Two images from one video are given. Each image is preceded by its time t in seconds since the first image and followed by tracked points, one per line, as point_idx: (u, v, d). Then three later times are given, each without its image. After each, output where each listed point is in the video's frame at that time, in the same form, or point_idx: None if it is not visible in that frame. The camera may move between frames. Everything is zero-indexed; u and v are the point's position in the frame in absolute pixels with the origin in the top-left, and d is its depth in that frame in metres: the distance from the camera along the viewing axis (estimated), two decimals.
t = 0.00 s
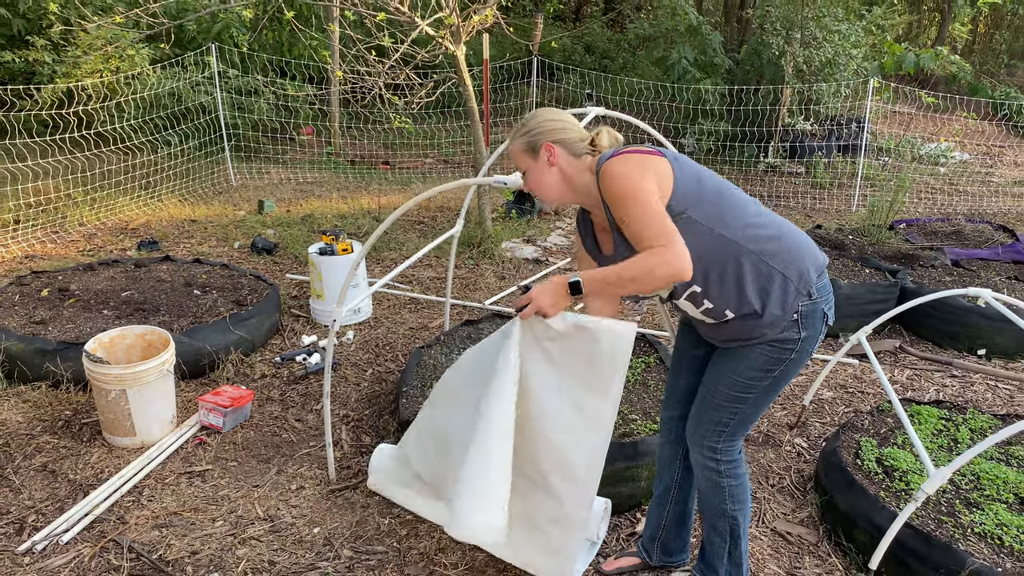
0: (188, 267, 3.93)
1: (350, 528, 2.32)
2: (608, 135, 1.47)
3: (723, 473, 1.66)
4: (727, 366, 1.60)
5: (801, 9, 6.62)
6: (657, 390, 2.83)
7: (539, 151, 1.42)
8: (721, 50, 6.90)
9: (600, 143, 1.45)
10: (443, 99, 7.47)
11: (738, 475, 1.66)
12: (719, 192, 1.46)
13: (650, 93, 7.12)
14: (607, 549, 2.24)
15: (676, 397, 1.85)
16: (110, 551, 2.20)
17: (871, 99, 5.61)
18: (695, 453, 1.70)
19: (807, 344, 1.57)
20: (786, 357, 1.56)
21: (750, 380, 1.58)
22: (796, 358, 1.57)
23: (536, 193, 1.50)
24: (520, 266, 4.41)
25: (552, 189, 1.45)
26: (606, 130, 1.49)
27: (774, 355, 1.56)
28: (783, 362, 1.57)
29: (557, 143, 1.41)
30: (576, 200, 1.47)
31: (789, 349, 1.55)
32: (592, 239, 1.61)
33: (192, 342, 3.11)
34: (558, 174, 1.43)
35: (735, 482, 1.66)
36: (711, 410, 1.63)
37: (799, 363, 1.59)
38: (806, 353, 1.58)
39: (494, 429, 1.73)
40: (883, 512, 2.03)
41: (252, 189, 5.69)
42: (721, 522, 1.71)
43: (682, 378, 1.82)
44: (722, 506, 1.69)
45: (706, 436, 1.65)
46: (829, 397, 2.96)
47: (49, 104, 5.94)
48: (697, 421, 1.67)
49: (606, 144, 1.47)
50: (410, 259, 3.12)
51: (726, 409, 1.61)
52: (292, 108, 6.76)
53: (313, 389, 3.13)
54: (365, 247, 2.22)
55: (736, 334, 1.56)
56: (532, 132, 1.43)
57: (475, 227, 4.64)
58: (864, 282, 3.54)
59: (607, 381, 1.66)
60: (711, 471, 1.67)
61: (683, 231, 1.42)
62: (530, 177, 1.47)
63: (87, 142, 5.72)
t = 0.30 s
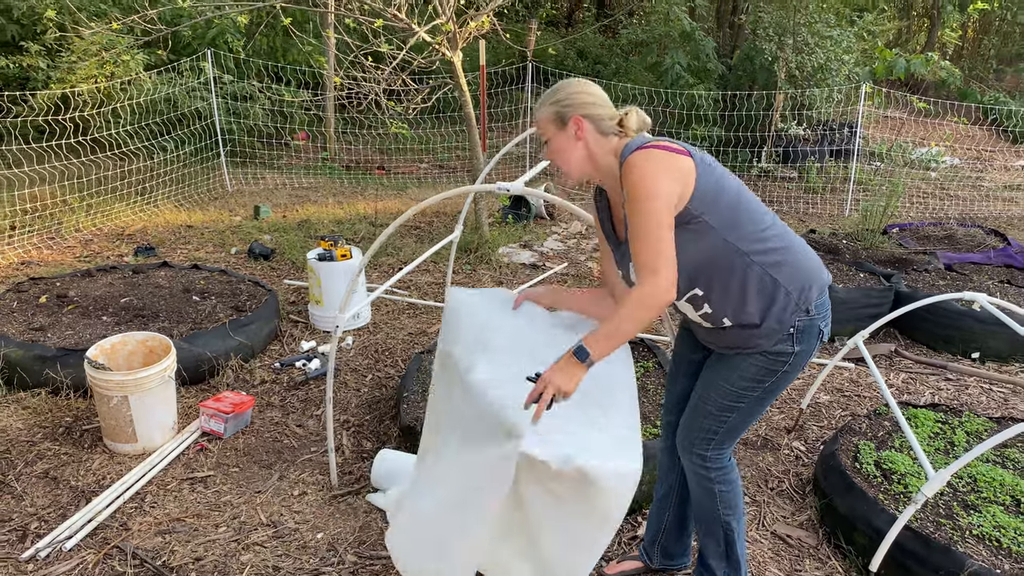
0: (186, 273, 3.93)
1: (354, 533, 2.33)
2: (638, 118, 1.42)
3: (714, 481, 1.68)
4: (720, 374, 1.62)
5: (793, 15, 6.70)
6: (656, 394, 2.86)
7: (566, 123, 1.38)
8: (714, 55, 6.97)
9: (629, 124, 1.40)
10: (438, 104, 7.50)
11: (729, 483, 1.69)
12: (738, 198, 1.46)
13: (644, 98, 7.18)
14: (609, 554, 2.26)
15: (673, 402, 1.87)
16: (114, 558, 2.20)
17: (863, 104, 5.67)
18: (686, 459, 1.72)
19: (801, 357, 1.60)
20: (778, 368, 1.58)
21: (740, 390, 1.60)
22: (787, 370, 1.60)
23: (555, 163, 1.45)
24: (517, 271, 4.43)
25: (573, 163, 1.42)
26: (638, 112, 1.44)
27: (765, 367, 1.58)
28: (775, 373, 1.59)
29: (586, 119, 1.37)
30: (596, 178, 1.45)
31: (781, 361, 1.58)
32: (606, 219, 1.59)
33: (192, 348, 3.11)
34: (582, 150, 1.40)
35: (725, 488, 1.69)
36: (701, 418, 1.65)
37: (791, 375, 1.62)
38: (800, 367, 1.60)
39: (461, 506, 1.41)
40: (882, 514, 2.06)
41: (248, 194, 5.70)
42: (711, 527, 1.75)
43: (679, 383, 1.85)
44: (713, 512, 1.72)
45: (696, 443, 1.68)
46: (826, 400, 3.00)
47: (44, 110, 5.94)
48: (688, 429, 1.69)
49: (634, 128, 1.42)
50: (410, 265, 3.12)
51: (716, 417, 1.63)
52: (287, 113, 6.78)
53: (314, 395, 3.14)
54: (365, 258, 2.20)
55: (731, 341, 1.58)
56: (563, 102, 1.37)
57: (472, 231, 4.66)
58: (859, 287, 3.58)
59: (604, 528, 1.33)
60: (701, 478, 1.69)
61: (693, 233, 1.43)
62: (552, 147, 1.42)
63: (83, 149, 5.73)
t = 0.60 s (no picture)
0: (179, 280, 3.93)
1: (352, 540, 2.33)
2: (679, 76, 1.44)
3: (707, 489, 1.70)
4: (706, 381, 1.64)
5: (781, 22, 6.77)
6: (650, 398, 2.88)
7: (633, 61, 1.34)
8: (703, 62, 7.03)
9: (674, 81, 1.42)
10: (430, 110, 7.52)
11: (722, 489, 1.71)
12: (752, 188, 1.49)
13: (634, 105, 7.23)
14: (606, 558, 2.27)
15: (665, 411, 1.89)
16: (111, 566, 2.19)
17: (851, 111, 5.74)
18: (678, 469, 1.74)
19: (787, 359, 1.62)
20: (762, 372, 1.60)
21: (727, 396, 1.62)
22: (773, 374, 1.62)
23: (603, 107, 1.39)
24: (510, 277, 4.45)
25: (626, 105, 1.37)
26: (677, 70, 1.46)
27: (750, 372, 1.60)
28: (760, 377, 1.61)
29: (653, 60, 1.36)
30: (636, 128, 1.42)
31: (766, 364, 1.60)
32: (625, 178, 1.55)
33: (186, 356, 3.10)
34: (638, 94, 1.37)
35: (718, 496, 1.71)
36: (690, 428, 1.67)
37: (777, 378, 1.64)
38: (786, 368, 1.62)
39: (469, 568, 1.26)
40: (877, 517, 2.09)
41: (239, 201, 5.69)
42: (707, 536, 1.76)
43: (669, 391, 1.86)
44: (707, 521, 1.74)
45: (687, 452, 1.70)
46: (819, 404, 3.03)
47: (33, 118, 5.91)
48: (678, 438, 1.71)
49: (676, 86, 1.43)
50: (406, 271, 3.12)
51: (704, 426, 1.65)
52: (278, 120, 6.78)
53: (309, 402, 3.14)
54: (361, 268, 2.19)
55: (719, 345, 1.60)
56: (630, 38, 1.33)
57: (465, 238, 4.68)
58: (850, 291, 3.62)
59: None
60: (694, 487, 1.71)
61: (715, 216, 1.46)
62: (607, 82, 1.35)
63: (73, 156, 5.71)
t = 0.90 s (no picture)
0: (169, 290, 3.91)
1: (345, 550, 2.33)
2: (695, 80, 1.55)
3: (698, 495, 1.71)
4: (694, 387, 1.66)
5: (766, 32, 6.84)
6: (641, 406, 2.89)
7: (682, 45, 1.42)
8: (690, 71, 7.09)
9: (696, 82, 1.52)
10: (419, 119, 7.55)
11: (713, 495, 1.72)
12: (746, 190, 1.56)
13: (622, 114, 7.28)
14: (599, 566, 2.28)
15: (653, 419, 1.89)
16: None
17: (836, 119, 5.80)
18: (669, 477, 1.75)
19: (772, 363, 1.64)
20: (750, 376, 1.62)
21: (716, 402, 1.64)
22: (760, 378, 1.64)
23: (654, 83, 1.42)
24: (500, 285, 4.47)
25: (671, 85, 1.43)
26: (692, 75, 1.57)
27: (738, 376, 1.62)
28: (748, 381, 1.63)
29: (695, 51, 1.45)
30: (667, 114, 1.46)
31: (753, 367, 1.61)
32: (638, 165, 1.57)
33: (177, 367, 3.09)
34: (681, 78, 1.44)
35: (710, 502, 1.71)
36: (680, 435, 1.68)
37: (763, 383, 1.66)
38: (772, 372, 1.64)
39: None
40: (867, 522, 2.11)
41: (228, 211, 5.68)
42: (701, 542, 1.77)
43: (656, 399, 1.87)
44: (701, 528, 1.74)
45: (679, 460, 1.70)
46: (808, 411, 3.05)
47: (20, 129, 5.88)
48: (668, 446, 1.72)
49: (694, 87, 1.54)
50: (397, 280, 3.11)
51: (694, 433, 1.66)
52: (266, 130, 6.78)
53: (301, 412, 3.14)
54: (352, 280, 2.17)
55: (709, 348, 1.62)
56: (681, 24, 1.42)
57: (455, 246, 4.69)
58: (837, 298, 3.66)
59: None
60: (686, 494, 1.71)
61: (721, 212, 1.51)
62: (659, 59, 1.41)
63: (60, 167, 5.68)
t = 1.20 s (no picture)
0: (158, 303, 3.89)
1: (336, 563, 2.32)
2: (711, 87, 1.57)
3: (682, 505, 1.72)
4: (677, 399, 1.67)
5: (752, 43, 6.91)
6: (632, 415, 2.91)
7: (703, 51, 1.43)
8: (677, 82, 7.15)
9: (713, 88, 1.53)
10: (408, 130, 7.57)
11: (696, 506, 1.73)
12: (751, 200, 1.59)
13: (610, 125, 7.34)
14: None
15: (638, 429, 1.90)
16: None
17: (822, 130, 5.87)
18: (653, 488, 1.75)
19: (754, 376, 1.65)
20: (732, 389, 1.64)
21: (699, 413, 1.65)
22: (742, 390, 1.65)
23: (663, 96, 1.47)
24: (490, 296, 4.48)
25: (691, 93, 1.45)
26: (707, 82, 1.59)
27: (721, 388, 1.64)
28: (730, 393, 1.65)
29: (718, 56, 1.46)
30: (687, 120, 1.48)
31: (736, 380, 1.63)
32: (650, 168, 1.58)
33: (166, 380, 3.07)
34: (701, 86, 1.46)
35: (694, 512, 1.72)
36: (664, 445, 1.69)
37: (746, 395, 1.67)
38: (754, 385, 1.66)
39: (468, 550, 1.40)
40: (855, 530, 2.12)
41: (217, 223, 5.67)
42: (685, 551, 1.78)
43: (641, 408, 1.88)
44: (685, 537, 1.75)
45: (663, 471, 1.71)
46: (796, 419, 3.08)
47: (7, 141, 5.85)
48: (652, 456, 1.72)
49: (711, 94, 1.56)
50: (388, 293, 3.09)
51: (678, 444, 1.67)
52: (255, 141, 6.77)
53: (291, 424, 3.13)
54: (342, 293, 2.15)
55: (694, 359, 1.64)
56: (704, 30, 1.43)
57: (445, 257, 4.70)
58: (824, 307, 3.69)
59: None
60: (670, 504, 1.72)
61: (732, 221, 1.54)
62: (677, 68, 1.43)
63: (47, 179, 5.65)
